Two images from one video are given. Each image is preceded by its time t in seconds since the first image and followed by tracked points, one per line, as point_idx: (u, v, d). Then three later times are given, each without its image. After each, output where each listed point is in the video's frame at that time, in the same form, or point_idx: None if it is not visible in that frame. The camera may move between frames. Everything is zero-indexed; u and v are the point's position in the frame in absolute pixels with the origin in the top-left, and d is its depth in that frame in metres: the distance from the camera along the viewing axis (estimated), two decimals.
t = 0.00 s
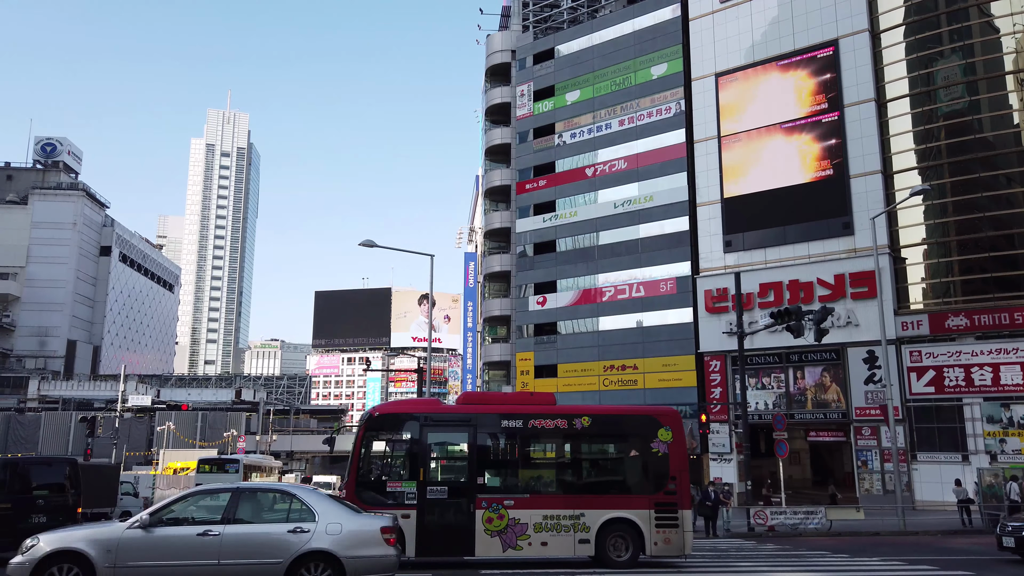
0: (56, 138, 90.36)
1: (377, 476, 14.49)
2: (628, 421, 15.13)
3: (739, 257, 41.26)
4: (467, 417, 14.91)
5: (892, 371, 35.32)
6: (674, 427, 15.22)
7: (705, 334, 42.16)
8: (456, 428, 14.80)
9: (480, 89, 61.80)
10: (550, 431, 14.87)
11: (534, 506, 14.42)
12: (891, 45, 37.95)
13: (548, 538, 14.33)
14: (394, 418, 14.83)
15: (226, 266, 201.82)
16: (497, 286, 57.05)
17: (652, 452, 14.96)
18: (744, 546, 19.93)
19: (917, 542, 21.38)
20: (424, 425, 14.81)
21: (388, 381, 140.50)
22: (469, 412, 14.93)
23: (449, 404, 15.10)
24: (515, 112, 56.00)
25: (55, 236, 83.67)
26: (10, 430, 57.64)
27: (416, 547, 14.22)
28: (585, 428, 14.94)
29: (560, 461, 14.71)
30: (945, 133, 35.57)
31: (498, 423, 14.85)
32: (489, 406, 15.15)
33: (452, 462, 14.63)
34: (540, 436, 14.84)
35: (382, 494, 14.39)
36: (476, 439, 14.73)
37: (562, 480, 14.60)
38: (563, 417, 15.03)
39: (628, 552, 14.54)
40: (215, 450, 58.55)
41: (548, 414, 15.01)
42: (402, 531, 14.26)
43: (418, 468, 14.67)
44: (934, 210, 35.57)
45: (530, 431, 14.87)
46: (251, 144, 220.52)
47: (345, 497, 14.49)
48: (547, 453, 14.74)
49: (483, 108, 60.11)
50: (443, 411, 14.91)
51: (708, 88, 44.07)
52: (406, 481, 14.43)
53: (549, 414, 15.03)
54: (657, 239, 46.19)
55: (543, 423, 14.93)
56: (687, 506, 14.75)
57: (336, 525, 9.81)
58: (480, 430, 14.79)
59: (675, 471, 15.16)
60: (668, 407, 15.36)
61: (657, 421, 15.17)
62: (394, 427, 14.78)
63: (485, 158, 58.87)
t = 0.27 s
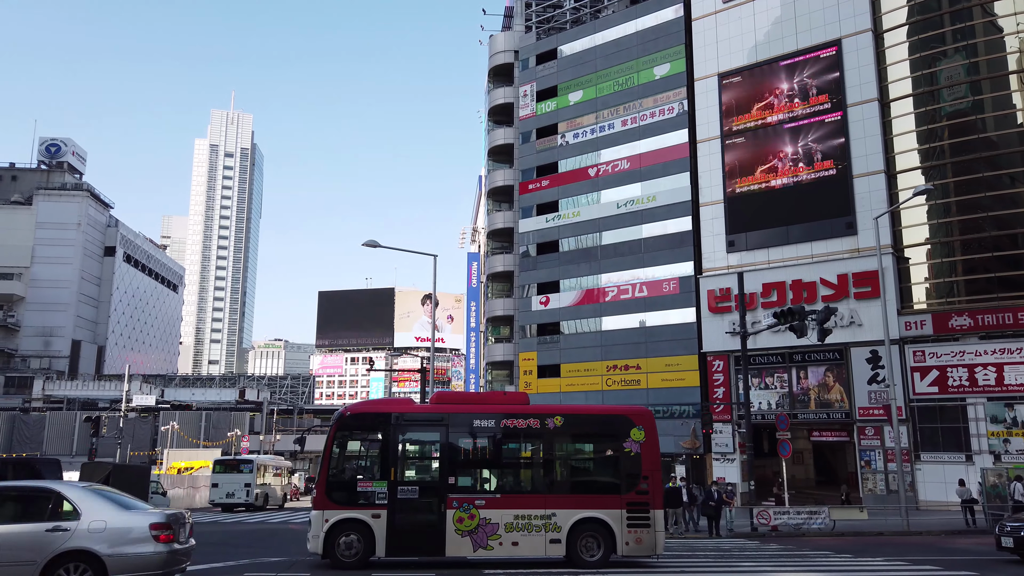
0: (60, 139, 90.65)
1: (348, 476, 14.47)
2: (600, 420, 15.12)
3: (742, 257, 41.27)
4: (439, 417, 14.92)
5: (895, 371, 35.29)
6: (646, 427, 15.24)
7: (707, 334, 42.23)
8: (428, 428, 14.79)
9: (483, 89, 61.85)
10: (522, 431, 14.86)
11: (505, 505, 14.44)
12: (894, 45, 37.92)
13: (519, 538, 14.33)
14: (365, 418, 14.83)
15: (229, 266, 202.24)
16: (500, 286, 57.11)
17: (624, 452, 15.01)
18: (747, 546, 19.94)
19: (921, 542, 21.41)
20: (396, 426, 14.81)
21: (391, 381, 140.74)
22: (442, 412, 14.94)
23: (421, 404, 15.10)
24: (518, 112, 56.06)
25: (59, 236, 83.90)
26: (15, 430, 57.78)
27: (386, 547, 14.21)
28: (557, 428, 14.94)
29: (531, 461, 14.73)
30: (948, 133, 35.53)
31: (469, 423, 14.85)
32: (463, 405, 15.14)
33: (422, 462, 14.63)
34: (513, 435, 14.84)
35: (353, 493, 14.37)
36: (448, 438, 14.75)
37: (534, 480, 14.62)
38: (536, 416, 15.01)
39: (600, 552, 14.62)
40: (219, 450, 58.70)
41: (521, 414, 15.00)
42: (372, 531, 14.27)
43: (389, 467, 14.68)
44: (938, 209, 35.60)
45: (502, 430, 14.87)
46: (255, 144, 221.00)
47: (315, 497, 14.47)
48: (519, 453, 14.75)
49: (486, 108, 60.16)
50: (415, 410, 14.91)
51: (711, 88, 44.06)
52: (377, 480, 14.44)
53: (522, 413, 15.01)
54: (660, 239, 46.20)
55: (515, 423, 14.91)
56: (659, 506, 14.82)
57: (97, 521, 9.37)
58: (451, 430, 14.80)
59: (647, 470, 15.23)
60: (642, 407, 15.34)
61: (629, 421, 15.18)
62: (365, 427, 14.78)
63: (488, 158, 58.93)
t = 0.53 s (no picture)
0: (63, 139, 90.85)
1: (320, 475, 14.82)
2: (574, 420, 15.48)
3: (744, 256, 41.23)
4: (412, 416, 15.23)
5: (898, 371, 35.20)
6: (619, 427, 15.59)
7: (709, 333, 42.23)
8: (400, 429, 15.11)
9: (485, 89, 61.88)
10: (495, 430, 15.22)
11: (476, 506, 14.81)
12: (897, 44, 37.87)
13: (490, 538, 14.74)
14: (337, 418, 15.13)
15: (231, 266, 202.43)
16: (502, 286, 57.14)
17: (597, 452, 15.37)
18: (749, 546, 19.91)
19: (924, 542, 21.36)
20: (367, 426, 15.11)
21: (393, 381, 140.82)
22: (414, 412, 15.25)
23: (394, 404, 15.42)
24: (519, 112, 56.08)
25: (62, 237, 84.07)
26: (18, 430, 57.89)
27: (356, 546, 14.59)
28: (530, 428, 15.31)
29: (503, 461, 15.09)
30: (950, 132, 35.48)
31: (442, 423, 15.20)
32: (437, 405, 15.46)
33: (393, 462, 14.97)
34: (485, 435, 15.19)
35: (324, 493, 14.73)
36: (420, 438, 15.08)
37: (506, 480, 15.00)
38: (509, 416, 15.36)
39: (571, 552, 15.00)
40: (221, 449, 58.79)
41: (494, 414, 15.34)
42: (343, 530, 14.62)
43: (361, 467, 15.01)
44: (939, 209, 35.58)
45: (474, 430, 15.21)
46: (257, 144, 221.16)
47: (287, 496, 14.82)
48: (492, 452, 15.11)
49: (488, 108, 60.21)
50: (388, 410, 15.22)
51: (713, 88, 44.03)
52: (348, 480, 14.79)
53: (495, 413, 15.36)
54: (661, 238, 46.16)
55: (487, 422, 15.26)
56: (631, 506, 15.19)
57: None
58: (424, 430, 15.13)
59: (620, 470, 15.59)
60: (615, 407, 15.69)
61: (602, 421, 15.54)
62: (337, 427, 15.08)
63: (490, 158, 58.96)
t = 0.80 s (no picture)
0: (62, 139, 90.88)
1: (289, 475, 14.98)
2: (546, 420, 15.66)
3: (743, 256, 41.27)
4: (383, 416, 15.37)
5: (896, 370, 35.21)
6: (592, 427, 15.69)
7: (709, 333, 42.27)
8: (371, 428, 15.24)
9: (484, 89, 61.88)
10: (466, 430, 15.39)
11: (446, 506, 15.01)
12: (896, 44, 37.90)
13: (460, 537, 14.95)
14: (306, 418, 15.25)
15: (230, 266, 202.38)
16: (502, 286, 57.12)
17: (569, 452, 15.50)
18: (748, 546, 19.89)
19: (923, 542, 21.38)
20: (338, 426, 15.22)
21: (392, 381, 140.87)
22: (385, 412, 15.40)
23: (366, 404, 15.57)
24: (518, 112, 56.08)
25: (61, 237, 84.03)
26: (17, 430, 57.77)
27: (325, 547, 14.75)
28: (502, 427, 15.48)
29: (474, 460, 15.26)
30: (949, 132, 35.53)
31: (413, 422, 15.33)
32: (408, 405, 15.59)
33: (363, 462, 15.09)
34: (456, 434, 15.36)
35: (294, 493, 14.89)
36: (390, 438, 15.23)
37: (477, 480, 15.18)
38: (481, 416, 15.55)
39: (542, 552, 15.15)
40: (220, 449, 58.75)
41: (466, 414, 15.50)
42: (312, 530, 14.80)
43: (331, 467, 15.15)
44: (938, 209, 35.64)
45: (446, 430, 15.37)
46: (256, 144, 221.16)
47: (257, 496, 15.00)
48: (463, 452, 15.27)
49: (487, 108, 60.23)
50: (359, 410, 15.37)
51: (712, 88, 44.06)
52: (318, 480, 14.94)
53: (467, 413, 15.54)
54: (660, 238, 46.13)
55: (459, 422, 15.43)
56: (602, 506, 15.32)
57: None
58: (395, 430, 15.27)
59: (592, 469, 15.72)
60: (588, 407, 15.83)
61: (575, 420, 15.67)
62: (306, 428, 15.20)
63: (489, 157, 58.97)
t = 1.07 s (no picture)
0: (62, 139, 90.95)
1: (262, 474, 15.04)
2: (520, 420, 15.72)
3: (743, 256, 41.27)
4: (357, 416, 15.41)
5: (897, 371, 35.21)
6: (566, 427, 15.74)
7: (709, 333, 42.27)
8: (344, 429, 15.29)
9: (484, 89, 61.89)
10: (440, 430, 15.45)
11: (419, 506, 15.06)
12: (896, 44, 37.89)
13: (433, 538, 14.99)
14: (280, 418, 15.30)
15: (231, 266, 202.50)
16: (502, 286, 57.09)
17: (543, 451, 15.54)
18: (748, 546, 19.89)
19: (924, 542, 21.39)
20: (311, 425, 15.28)
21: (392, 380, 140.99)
22: (359, 412, 15.45)
23: (340, 403, 15.63)
24: (519, 112, 56.09)
25: (62, 237, 84.05)
26: (17, 430, 57.75)
27: (297, 547, 14.78)
28: (476, 427, 15.55)
29: (448, 460, 15.32)
30: (949, 132, 35.53)
31: (387, 423, 15.37)
32: (382, 405, 15.64)
33: (336, 462, 15.14)
34: (430, 434, 15.41)
35: (267, 493, 14.95)
36: (363, 438, 15.27)
37: (450, 480, 15.23)
38: (455, 416, 15.62)
39: (515, 552, 15.16)
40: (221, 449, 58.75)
41: (440, 414, 15.57)
42: (284, 530, 14.84)
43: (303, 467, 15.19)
44: (938, 209, 35.64)
45: (420, 430, 15.42)
46: (257, 144, 221.33)
47: (229, 497, 15.06)
48: (436, 452, 15.33)
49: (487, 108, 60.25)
50: (333, 410, 15.42)
51: (712, 88, 44.06)
52: (290, 480, 14.99)
53: (441, 413, 15.61)
54: (661, 239, 46.11)
55: (433, 422, 15.49)
56: (575, 506, 15.35)
57: None
58: (369, 430, 15.31)
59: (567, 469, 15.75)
60: (562, 406, 15.89)
61: (549, 420, 15.72)
62: (279, 428, 15.25)
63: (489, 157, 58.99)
